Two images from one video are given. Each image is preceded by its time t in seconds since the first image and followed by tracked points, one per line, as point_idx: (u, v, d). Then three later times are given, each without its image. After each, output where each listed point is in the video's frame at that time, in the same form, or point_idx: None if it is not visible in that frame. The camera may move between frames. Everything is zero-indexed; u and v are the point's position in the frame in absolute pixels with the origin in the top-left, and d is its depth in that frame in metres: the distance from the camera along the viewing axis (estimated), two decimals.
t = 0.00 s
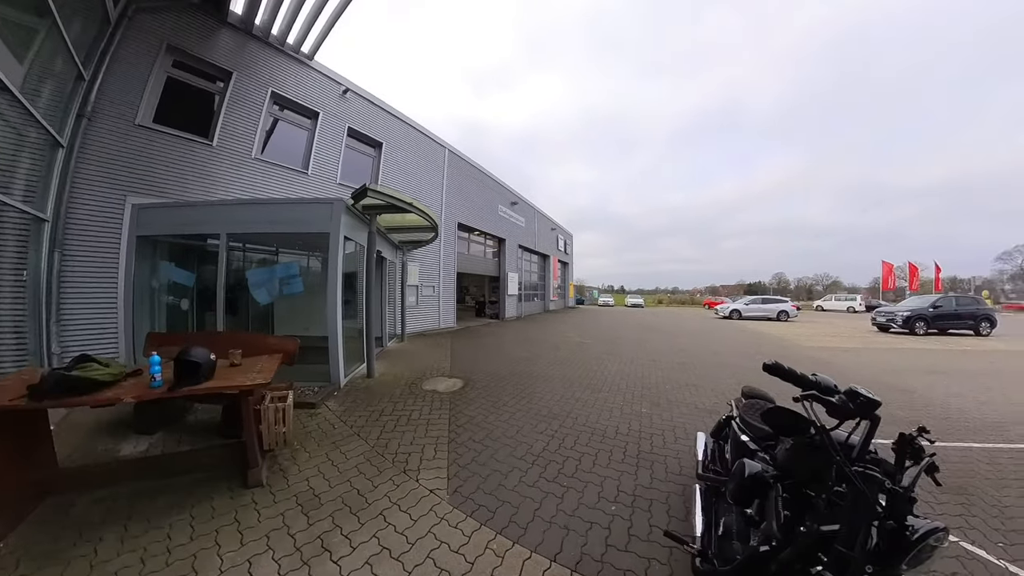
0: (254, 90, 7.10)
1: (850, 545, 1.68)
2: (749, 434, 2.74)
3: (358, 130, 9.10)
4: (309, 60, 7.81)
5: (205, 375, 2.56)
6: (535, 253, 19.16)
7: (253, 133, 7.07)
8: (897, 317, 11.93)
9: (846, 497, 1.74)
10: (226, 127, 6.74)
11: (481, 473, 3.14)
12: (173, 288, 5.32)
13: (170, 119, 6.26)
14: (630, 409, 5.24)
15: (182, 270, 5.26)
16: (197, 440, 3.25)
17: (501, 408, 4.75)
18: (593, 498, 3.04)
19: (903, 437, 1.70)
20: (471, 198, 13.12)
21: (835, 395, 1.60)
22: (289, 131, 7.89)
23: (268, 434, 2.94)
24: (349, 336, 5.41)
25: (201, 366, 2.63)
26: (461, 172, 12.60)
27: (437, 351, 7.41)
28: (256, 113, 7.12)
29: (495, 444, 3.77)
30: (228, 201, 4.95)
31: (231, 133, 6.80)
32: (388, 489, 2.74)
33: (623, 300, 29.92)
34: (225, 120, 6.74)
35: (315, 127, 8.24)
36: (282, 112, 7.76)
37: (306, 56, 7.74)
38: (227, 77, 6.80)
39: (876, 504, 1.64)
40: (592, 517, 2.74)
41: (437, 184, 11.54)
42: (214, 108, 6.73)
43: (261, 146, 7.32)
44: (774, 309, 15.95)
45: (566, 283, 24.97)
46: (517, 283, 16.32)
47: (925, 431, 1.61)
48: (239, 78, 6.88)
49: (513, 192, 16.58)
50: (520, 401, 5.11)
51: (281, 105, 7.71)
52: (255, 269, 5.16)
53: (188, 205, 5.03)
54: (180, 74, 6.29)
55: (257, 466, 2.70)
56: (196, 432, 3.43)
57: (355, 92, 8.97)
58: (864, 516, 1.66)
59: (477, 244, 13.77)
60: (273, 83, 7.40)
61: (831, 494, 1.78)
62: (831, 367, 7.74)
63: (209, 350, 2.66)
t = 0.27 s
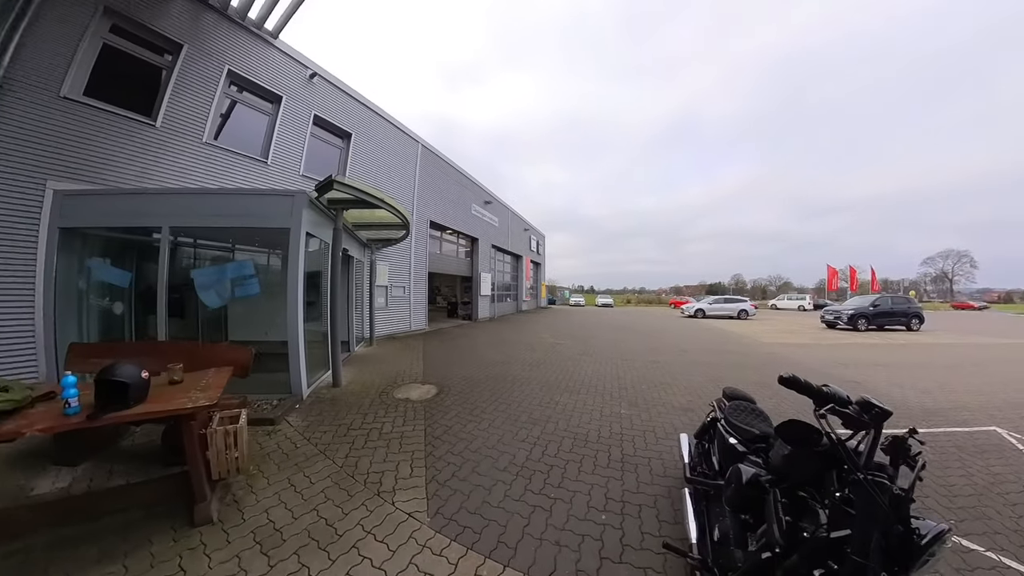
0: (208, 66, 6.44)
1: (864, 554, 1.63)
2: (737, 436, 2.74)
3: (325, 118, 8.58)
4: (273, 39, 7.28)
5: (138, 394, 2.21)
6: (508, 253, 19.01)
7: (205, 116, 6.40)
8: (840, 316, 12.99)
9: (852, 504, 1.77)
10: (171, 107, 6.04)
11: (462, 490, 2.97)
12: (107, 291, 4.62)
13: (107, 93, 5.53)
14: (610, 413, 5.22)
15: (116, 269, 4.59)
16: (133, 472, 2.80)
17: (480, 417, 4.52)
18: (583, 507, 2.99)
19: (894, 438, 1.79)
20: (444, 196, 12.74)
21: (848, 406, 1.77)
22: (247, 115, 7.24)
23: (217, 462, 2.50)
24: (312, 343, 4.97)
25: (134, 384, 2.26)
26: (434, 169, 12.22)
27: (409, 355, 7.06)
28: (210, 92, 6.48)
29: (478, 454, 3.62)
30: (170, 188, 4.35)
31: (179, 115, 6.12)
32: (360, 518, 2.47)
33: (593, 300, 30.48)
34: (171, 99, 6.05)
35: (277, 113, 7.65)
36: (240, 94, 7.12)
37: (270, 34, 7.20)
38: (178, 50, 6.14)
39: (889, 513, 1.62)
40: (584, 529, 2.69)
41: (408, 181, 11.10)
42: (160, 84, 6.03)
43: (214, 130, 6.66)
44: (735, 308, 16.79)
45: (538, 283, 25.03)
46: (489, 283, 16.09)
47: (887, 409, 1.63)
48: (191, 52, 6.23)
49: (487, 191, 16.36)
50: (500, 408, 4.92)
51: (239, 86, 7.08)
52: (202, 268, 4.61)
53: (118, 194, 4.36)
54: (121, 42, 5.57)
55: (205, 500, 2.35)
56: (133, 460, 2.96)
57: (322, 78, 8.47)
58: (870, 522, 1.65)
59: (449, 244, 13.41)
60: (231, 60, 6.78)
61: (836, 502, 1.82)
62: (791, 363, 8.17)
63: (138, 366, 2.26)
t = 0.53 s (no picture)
0: (152, 37, 5.81)
1: (836, 545, 1.71)
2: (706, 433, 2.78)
3: (285, 104, 8.05)
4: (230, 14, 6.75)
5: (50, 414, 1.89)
6: (478, 253, 18.81)
7: (145, 92, 5.76)
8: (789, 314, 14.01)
9: (822, 497, 1.78)
10: (105, 78, 5.35)
11: (432, 502, 2.82)
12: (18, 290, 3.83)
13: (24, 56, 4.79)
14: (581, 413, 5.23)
15: (32, 267, 3.83)
16: (50, 504, 2.40)
17: (450, 422, 4.35)
18: (557, 511, 2.93)
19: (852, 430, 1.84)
20: (412, 193, 12.35)
21: (821, 404, 1.87)
22: (197, 94, 6.60)
23: (150, 490, 2.21)
24: (266, 348, 4.57)
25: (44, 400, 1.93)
26: (402, 164, 11.81)
27: (374, 359, 6.74)
28: (154, 66, 5.83)
29: (448, 462, 3.46)
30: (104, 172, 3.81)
31: (114, 89, 5.45)
32: (321, 541, 2.26)
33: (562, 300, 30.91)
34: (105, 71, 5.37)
35: (231, 94, 7.06)
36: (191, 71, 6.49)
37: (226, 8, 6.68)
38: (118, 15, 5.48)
39: (860, 506, 1.68)
40: (559, 534, 2.63)
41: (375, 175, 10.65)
42: (93, 52, 5.34)
43: (157, 109, 6.01)
44: (695, 307, 17.58)
45: (508, 283, 24.99)
46: (459, 283, 15.82)
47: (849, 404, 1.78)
48: (132, 19, 5.57)
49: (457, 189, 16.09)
50: (471, 412, 4.79)
51: (189, 62, 6.45)
52: (137, 265, 4.09)
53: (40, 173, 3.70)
54: (49, 4, 4.93)
55: (139, 535, 2.07)
56: (51, 489, 2.56)
57: (283, 60, 7.96)
58: (842, 518, 1.70)
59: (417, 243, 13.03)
60: (180, 33, 6.16)
61: (807, 496, 1.83)
62: (747, 359, 8.64)
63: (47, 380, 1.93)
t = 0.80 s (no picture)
0: None
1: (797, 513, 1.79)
2: (671, 420, 2.94)
3: (242, 85, 7.46)
4: None
5: None
6: (445, 252, 18.50)
7: (77, 60, 5.06)
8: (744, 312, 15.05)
9: (781, 471, 1.90)
10: (25, 39, 4.63)
11: (400, 507, 2.71)
12: None
13: None
14: (551, 408, 5.28)
15: None
16: None
17: (418, 424, 4.22)
18: (530, 506, 2.94)
19: (805, 409, 1.94)
20: (378, 188, 11.92)
21: (777, 382, 1.98)
22: (139, 67, 5.89)
23: (78, 519, 2.00)
24: (215, 351, 4.19)
25: None
26: (367, 158, 11.36)
27: (336, 361, 6.41)
28: (88, 30, 5.15)
29: (417, 464, 3.36)
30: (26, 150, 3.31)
31: (36, 53, 4.72)
32: (279, 559, 2.09)
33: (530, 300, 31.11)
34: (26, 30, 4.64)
35: (180, 70, 6.42)
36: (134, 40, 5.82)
37: None
38: None
39: (813, 477, 1.78)
40: (533, 529, 2.66)
41: (339, 168, 10.15)
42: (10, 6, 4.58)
43: (90, 80, 5.30)
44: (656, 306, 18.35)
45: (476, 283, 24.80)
46: (426, 282, 15.47)
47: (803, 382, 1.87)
48: None
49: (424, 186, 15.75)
50: (438, 412, 4.67)
51: (131, 30, 5.76)
52: (56, 260, 3.59)
53: None
54: None
55: (64, 568, 1.87)
56: None
57: (241, 37, 7.39)
58: (799, 490, 1.80)
59: (382, 240, 12.58)
60: None
61: (767, 471, 1.95)
62: (705, 354, 9.15)
63: None
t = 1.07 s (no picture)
0: None
1: (763, 483, 1.87)
2: (643, 411, 3.08)
3: (193, 61, 6.68)
4: None
5: None
6: (412, 250, 17.97)
7: None
8: (701, 310, 16.10)
9: (748, 447, 1.97)
10: None
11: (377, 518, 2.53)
12: None
13: None
14: (528, 407, 5.28)
15: None
16: None
17: (390, 429, 4.02)
18: (513, 504, 2.91)
19: (764, 392, 2.13)
20: (342, 182, 11.30)
21: (745, 368, 2.09)
22: (67, 30, 5.02)
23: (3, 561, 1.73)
24: (158, 360, 3.72)
25: None
26: (332, 150, 10.73)
27: (298, 366, 5.99)
28: None
29: (394, 471, 3.19)
30: None
31: None
32: None
33: (497, 299, 31.07)
34: None
35: (118, 39, 5.57)
36: None
37: None
38: None
39: (778, 449, 1.86)
40: (517, 525, 2.63)
41: (300, 159, 9.49)
42: None
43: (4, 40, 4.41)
44: (620, 304, 18.99)
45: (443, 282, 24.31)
46: (392, 281, 14.93)
47: (765, 368, 2.06)
48: None
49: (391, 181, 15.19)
50: (412, 415, 4.49)
51: None
52: None
53: None
54: None
55: None
56: None
57: (193, 8, 6.61)
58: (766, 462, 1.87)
59: (346, 238, 11.96)
60: None
61: (737, 449, 2.03)
62: (668, 349, 9.59)
63: None
